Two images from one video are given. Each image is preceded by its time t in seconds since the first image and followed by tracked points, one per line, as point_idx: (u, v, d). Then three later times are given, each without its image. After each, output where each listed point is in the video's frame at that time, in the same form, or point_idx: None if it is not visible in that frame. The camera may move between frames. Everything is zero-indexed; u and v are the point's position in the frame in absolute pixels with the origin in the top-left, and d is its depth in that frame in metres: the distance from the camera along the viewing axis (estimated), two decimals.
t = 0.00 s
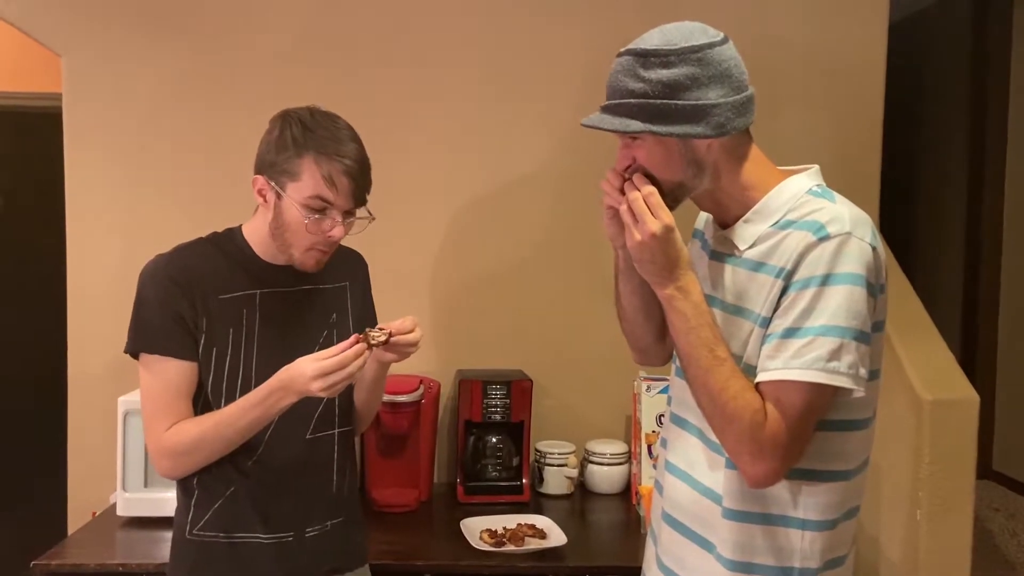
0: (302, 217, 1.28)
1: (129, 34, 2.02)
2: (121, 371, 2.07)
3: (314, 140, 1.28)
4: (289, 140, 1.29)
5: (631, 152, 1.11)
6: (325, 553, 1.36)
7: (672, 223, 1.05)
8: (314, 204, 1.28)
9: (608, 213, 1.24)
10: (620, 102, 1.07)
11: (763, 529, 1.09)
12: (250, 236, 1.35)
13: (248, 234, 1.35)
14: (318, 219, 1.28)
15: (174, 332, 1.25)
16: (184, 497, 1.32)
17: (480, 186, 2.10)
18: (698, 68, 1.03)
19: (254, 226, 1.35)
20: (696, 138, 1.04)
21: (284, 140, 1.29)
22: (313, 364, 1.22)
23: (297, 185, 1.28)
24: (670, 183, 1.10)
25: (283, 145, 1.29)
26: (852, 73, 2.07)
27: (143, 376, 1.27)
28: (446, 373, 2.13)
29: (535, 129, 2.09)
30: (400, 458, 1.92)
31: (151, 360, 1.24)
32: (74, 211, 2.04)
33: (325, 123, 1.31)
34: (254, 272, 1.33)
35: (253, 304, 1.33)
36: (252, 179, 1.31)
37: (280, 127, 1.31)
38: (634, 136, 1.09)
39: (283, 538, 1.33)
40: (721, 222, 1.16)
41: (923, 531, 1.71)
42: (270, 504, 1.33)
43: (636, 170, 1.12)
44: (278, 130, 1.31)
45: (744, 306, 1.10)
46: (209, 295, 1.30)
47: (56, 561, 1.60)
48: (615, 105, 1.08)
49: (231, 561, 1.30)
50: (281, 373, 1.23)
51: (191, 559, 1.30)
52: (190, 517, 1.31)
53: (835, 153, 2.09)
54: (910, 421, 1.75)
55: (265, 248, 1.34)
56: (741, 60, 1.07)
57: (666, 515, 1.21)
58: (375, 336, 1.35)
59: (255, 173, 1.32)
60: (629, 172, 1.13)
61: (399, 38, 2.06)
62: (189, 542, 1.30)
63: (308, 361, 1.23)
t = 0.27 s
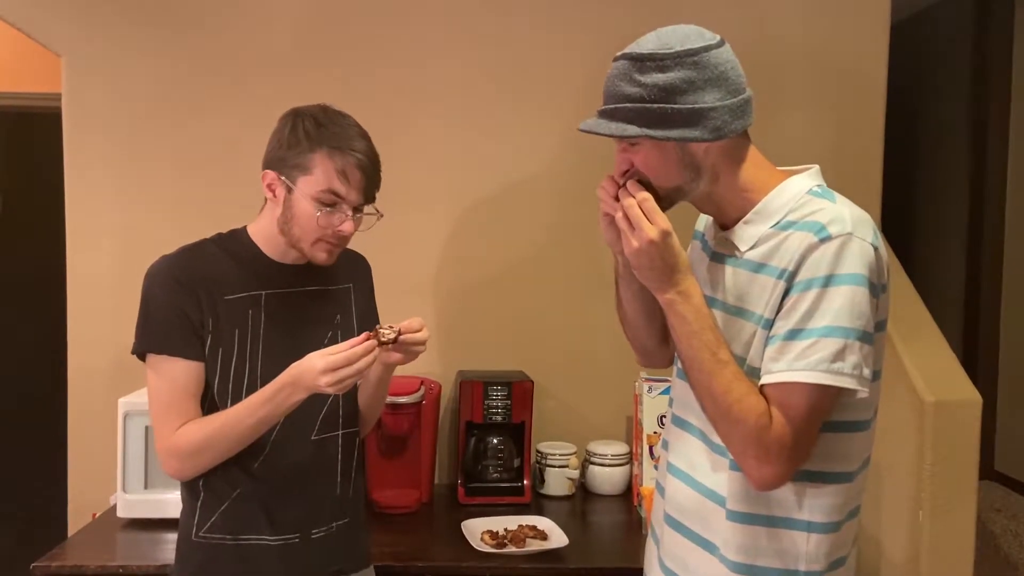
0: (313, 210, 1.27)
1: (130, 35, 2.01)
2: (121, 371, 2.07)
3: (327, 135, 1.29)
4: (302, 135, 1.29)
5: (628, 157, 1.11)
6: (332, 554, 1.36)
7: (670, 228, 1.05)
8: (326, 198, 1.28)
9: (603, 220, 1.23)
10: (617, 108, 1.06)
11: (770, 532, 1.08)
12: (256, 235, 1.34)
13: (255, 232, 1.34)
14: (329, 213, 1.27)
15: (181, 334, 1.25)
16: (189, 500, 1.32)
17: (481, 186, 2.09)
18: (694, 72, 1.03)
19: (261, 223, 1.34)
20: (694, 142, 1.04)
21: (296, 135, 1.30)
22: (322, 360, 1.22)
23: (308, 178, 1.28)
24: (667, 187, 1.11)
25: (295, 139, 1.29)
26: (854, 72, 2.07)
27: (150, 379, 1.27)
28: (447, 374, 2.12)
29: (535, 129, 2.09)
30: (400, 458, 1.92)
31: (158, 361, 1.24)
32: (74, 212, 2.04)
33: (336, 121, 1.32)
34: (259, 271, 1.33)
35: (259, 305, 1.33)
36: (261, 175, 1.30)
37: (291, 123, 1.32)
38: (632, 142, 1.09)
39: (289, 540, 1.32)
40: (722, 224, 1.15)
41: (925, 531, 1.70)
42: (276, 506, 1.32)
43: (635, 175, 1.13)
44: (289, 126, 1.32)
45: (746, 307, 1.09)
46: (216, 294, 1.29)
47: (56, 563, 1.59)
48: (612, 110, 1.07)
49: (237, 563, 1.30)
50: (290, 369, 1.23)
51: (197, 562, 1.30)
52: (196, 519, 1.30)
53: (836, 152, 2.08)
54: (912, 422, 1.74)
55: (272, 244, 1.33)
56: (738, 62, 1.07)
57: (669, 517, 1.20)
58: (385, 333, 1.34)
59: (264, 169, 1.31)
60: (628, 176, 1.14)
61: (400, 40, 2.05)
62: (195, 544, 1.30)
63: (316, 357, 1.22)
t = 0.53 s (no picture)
0: (324, 209, 1.27)
1: (127, 32, 2.01)
2: (119, 371, 2.06)
3: (338, 133, 1.29)
4: (313, 134, 1.30)
5: (623, 159, 1.11)
6: (335, 554, 1.36)
7: (661, 230, 1.04)
8: (337, 196, 1.27)
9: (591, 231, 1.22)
10: (610, 109, 1.06)
11: (771, 531, 1.08)
12: (263, 237, 1.34)
13: (262, 232, 1.34)
14: (340, 211, 1.28)
15: (188, 330, 1.24)
16: (191, 500, 1.31)
17: (479, 184, 2.09)
18: (686, 73, 1.02)
19: (269, 223, 1.34)
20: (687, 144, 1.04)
21: (307, 134, 1.30)
22: (328, 354, 1.21)
23: (319, 177, 1.28)
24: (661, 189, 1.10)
25: (306, 138, 1.30)
26: (853, 70, 2.06)
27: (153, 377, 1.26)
28: (446, 372, 2.12)
29: (534, 127, 2.08)
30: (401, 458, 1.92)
31: (163, 359, 1.23)
32: (71, 211, 2.03)
33: (347, 120, 1.32)
34: (264, 267, 1.33)
35: (264, 303, 1.32)
36: (270, 173, 1.30)
37: (302, 122, 1.32)
38: (625, 146, 1.09)
39: (292, 539, 1.32)
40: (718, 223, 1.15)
41: (924, 529, 1.70)
42: (279, 506, 1.32)
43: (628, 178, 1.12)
44: (299, 125, 1.32)
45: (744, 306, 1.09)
46: (221, 292, 1.29)
47: (54, 563, 1.59)
48: (605, 112, 1.07)
49: (240, 562, 1.29)
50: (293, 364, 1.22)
51: (201, 563, 1.29)
52: (199, 519, 1.30)
53: (836, 150, 2.08)
54: (912, 420, 1.74)
55: (279, 244, 1.33)
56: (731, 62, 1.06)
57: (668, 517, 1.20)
58: (391, 333, 1.37)
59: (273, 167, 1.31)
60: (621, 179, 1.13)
61: (398, 38, 2.05)
62: (198, 544, 1.29)
63: (319, 352, 1.22)
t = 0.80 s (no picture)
0: (273, 197, 1.28)
1: (98, 21, 2.00)
2: (96, 360, 2.06)
3: (282, 120, 1.30)
4: (256, 122, 1.31)
5: (604, 121, 1.12)
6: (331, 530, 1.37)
7: (567, 304, 1.04)
8: (285, 184, 1.29)
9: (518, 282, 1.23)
10: (597, 64, 1.09)
11: (745, 518, 1.12)
12: (216, 230, 1.35)
13: (213, 227, 1.35)
14: (289, 198, 1.29)
15: (155, 341, 1.25)
16: (188, 492, 1.34)
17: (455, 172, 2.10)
18: (675, 32, 1.06)
19: (218, 218, 1.35)
20: (672, 102, 1.06)
21: (249, 122, 1.31)
22: (301, 369, 1.22)
23: (265, 166, 1.29)
24: (642, 153, 1.11)
25: (250, 126, 1.31)
26: (821, 55, 2.10)
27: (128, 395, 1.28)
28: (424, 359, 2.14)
29: (508, 114, 2.10)
30: (377, 444, 1.92)
31: (135, 373, 1.26)
32: (44, 202, 2.02)
33: (290, 106, 1.33)
34: (225, 264, 1.33)
35: (231, 298, 1.33)
36: (217, 163, 1.31)
37: (244, 110, 1.33)
38: (609, 105, 1.10)
39: (289, 521, 1.33)
40: (685, 209, 1.17)
41: (890, 505, 1.75)
42: (271, 489, 1.33)
43: (609, 143, 1.13)
44: (242, 114, 1.33)
45: (712, 294, 1.11)
46: (184, 296, 1.30)
47: (32, 552, 1.60)
48: (591, 68, 1.10)
49: (241, 547, 1.31)
50: (268, 372, 1.23)
51: (202, 550, 1.32)
52: (197, 509, 1.32)
53: (805, 135, 2.11)
54: (878, 400, 1.78)
55: (230, 239, 1.34)
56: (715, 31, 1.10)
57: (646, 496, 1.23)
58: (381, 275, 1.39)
59: (219, 158, 1.32)
60: (602, 143, 1.14)
61: (371, 26, 2.05)
62: (198, 533, 1.32)
63: (294, 365, 1.23)
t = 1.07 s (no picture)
0: (268, 187, 1.28)
1: (93, 19, 1.99)
2: (90, 359, 2.06)
3: (274, 111, 1.31)
4: (248, 114, 1.31)
5: (596, 124, 1.12)
6: (326, 529, 1.37)
7: (562, 302, 1.04)
8: (279, 174, 1.29)
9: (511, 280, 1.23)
10: (587, 67, 1.09)
11: (742, 515, 1.12)
12: (211, 226, 1.34)
13: (208, 223, 1.35)
14: (284, 188, 1.29)
15: (150, 337, 1.25)
16: (182, 493, 1.33)
17: (450, 170, 2.10)
18: (664, 31, 1.05)
19: (213, 214, 1.34)
20: (665, 102, 1.06)
21: (242, 115, 1.31)
22: (296, 366, 1.22)
23: (259, 157, 1.29)
24: (634, 154, 1.11)
25: (242, 119, 1.31)
26: (816, 53, 2.10)
27: (123, 394, 1.27)
28: (419, 357, 2.14)
29: (504, 112, 2.10)
30: (374, 442, 1.92)
31: (129, 372, 1.25)
32: (38, 200, 2.01)
33: (282, 98, 1.34)
34: (218, 261, 1.32)
35: (225, 296, 1.32)
36: (210, 158, 1.31)
37: (236, 104, 1.33)
38: (601, 107, 1.10)
39: (285, 520, 1.33)
40: (679, 207, 1.17)
41: (885, 502, 1.75)
42: (265, 488, 1.33)
43: (602, 145, 1.13)
44: (234, 108, 1.33)
45: (707, 291, 1.11)
46: (179, 293, 1.29)
47: (26, 551, 1.59)
48: (581, 73, 1.10)
49: (237, 546, 1.31)
50: (264, 367, 1.23)
51: (196, 551, 1.31)
52: (192, 509, 1.31)
53: (800, 133, 2.11)
54: (873, 398, 1.79)
55: (227, 234, 1.33)
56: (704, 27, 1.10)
57: (641, 496, 1.23)
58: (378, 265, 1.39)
59: (212, 153, 1.32)
60: (595, 146, 1.14)
61: (366, 23, 2.05)
62: (193, 533, 1.31)
63: (289, 359, 1.22)
